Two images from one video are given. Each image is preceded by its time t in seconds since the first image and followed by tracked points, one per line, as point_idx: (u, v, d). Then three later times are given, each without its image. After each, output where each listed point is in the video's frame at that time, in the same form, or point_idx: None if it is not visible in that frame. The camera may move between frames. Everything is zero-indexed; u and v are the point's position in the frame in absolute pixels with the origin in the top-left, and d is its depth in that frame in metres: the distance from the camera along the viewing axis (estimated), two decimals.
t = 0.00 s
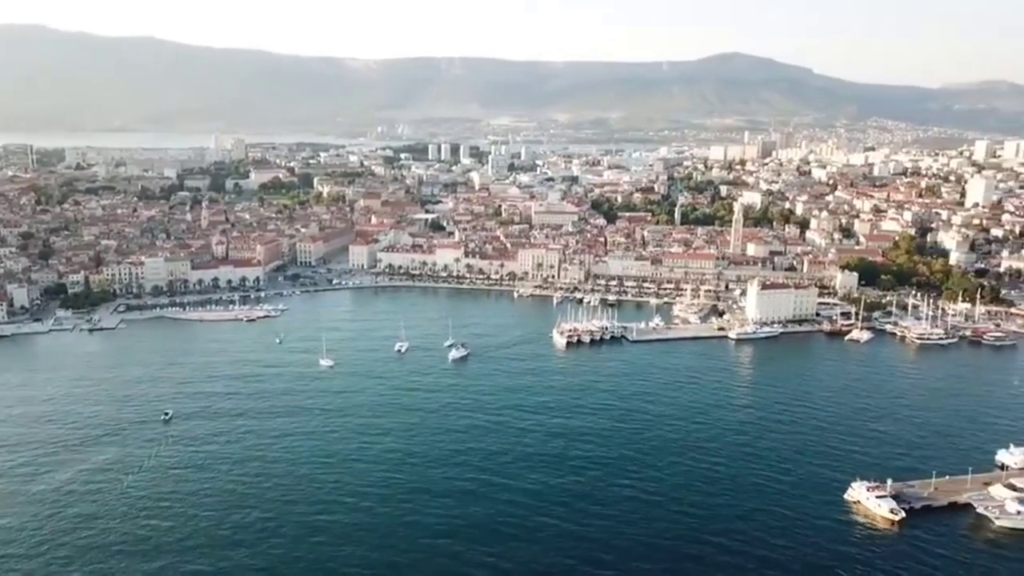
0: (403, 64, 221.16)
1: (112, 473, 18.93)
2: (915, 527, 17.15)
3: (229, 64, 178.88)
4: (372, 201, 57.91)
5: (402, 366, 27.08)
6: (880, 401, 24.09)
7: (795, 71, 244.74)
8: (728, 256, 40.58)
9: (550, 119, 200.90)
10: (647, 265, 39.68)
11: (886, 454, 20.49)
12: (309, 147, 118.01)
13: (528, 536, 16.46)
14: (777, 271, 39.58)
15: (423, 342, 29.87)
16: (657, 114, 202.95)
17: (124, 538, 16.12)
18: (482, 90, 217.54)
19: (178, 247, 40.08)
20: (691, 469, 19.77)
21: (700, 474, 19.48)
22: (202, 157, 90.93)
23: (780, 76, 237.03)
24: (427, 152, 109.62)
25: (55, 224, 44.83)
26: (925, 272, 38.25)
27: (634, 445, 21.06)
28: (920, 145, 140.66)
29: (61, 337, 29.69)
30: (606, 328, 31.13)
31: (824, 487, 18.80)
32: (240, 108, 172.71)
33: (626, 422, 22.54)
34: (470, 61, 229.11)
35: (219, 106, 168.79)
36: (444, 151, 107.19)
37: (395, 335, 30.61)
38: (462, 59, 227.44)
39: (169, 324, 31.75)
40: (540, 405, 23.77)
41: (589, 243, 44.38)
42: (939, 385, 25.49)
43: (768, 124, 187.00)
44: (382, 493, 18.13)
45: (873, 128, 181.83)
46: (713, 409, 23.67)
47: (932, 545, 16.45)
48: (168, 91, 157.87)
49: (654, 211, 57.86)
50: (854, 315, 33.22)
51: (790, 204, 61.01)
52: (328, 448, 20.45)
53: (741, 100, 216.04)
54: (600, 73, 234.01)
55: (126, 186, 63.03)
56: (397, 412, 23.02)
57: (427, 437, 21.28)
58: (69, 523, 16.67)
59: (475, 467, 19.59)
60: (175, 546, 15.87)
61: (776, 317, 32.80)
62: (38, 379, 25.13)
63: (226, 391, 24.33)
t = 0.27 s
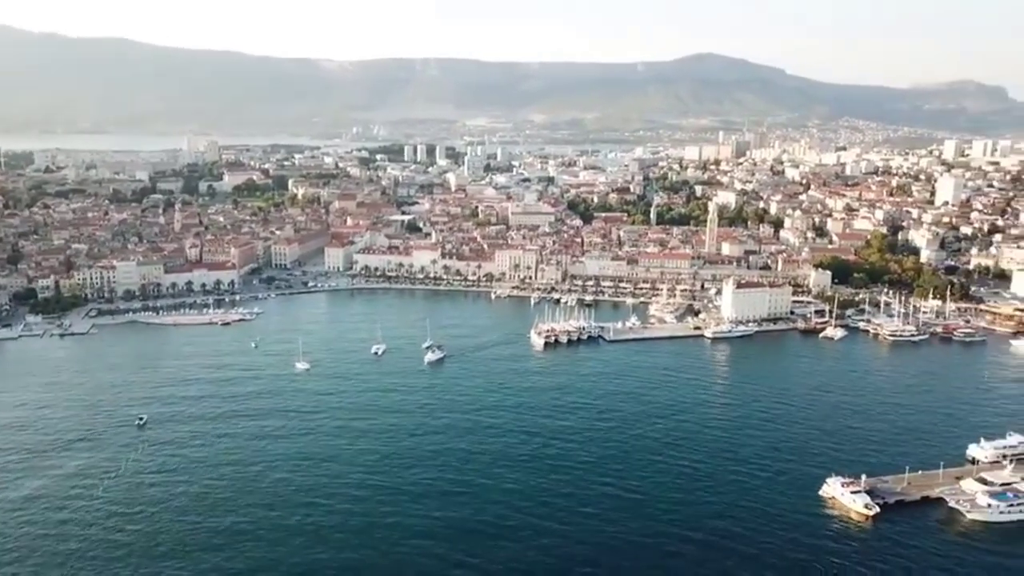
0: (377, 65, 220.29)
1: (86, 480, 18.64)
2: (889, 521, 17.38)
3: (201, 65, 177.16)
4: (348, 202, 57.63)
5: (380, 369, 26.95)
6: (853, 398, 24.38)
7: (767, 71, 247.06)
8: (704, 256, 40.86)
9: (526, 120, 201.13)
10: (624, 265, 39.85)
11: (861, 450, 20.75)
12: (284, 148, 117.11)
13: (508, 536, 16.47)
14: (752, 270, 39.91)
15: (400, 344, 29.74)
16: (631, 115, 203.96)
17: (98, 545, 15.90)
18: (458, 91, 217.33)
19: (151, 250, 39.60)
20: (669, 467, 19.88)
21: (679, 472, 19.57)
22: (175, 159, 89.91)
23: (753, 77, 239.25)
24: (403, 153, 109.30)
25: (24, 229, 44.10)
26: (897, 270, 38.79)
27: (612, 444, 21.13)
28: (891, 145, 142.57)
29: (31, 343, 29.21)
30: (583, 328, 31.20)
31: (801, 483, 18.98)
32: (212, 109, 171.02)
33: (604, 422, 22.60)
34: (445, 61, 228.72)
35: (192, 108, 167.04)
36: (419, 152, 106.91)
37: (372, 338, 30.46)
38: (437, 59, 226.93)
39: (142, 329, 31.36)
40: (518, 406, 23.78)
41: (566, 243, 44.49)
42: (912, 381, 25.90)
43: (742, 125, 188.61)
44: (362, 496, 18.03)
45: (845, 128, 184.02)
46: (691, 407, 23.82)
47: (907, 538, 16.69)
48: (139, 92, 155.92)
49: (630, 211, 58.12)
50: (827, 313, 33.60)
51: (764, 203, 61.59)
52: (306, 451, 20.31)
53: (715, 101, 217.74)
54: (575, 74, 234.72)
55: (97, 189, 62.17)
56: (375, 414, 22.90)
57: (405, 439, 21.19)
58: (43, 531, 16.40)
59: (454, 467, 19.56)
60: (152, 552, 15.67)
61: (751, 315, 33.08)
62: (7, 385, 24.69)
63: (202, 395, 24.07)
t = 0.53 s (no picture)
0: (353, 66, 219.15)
1: (60, 486, 18.38)
2: (864, 516, 17.57)
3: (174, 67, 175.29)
4: (324, 204, 57.27)
5: (358, 371, 26.82)
6: (829, 395, 24.63)
7: (741, 72, 249.11)
8: (680, 256, 41.10)
9: (502, 121, 201.09)
10: (601, 265, 39.98)
11: (836, 446, 20.95)
12: (259, 150, 116.17)
13: (487, 536, 16.45)
14: (728, 269, 40.20)
15: (378, 346, 29.59)
16: (607, 115, 204.69)
17: (74, 551, 15.69)
18: (434, 92, 216.87)
19: (124, 254, 39.07)
20: (647, 465, 19.98)
21: (657, 470, 19.66)
22: (147, 161, 88.83)
23: (727, 77, 241.15)
24: (379, 154, 108.81)
25: None
26: (870, 268, 39.25)
27: (591, 443, 21.19)
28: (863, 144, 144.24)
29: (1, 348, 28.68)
30: (561, 328, 31.25)
31: (778, 480, 19.16)
32: (185, 111, 169.11)
33: (583, 421, 22.65)
34: (421, 62, 228.06)
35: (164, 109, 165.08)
36: (396, 153, 106.53)
37: (349, 340, 30.28)
38: (413, 60, 226.34)
39: (115, 333, 30.93)
40: (497, 407, 23.78)
41: (543, 243, 44.54)
42: (885, 377, 26.22)
43: (717, 125, 189.98)
44: (340, 499, 17.92)
45: (818, 128, 185.95)
46: (668, 406, 23.95)
47: (881, 533, 16.88)
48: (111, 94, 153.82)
49: (607, 211, 58.30)
50: (802, 311, 33.94)
51: (739, 203, 62.08)
52: (282, 455, 20.14)
53: (690, 101, 219.13)
54: (551, 75, 235.09)
55: (68, 192, 61.25)
56: (353, 417, 22.75)
57: (383, 441, 21.09)
58: (17, 537, 16.15)
59: (432, 469, 19.50)
60: (128, 557, 15.49)
61: (727, 314, 33.33)
62: None
63: (178, 400, 23.80)
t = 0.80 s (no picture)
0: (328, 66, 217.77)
1: (33, 492, 18.08)
2: (840, 512, 17.75)
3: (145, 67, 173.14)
4: (299, 206, 56.86)
5: (336, 374, 26.64)
6: (806, 393, 24.86)
7: (716, 72, 250.98)
8: (657, 255, 41.31)
9: (479, 121, 200.98)
10: (578, 266, 40.07)
11: (812, 443, 21.16)
12: (233, 151, 115.09)
13: (467, 537, 16.41)
14: (705, 268, 40.46)
15: (355, 349, 29.41)
16: (584, 116, 205.27)
17: (48, 558, 15.45)
18: (410, 92, 216.18)
19: (96, 257, 38.52)
20: (626, 463, 20.06)
21: (636, 469, 19.73)
22: (119, 163, 87.60)
23: (702, 78, 242.86)
24: (355, 154, 108.26)
25: None
26: (844, 266, 39.70)
27: (570, 442, 21.24)
28: (835, 143, 145.90)
29: None
30: (539, 328, 31.26)
31: (755, 476, 19.33)
32: (158, 112, 167.12)
33: (562, 421, 22.69)
34: (396, 63, 227.18)
35: (136, 111, 162.98)
36: (372, 154, 106.04)
37: (327, 343, 30.06)
38: (388, 61, 225.41)
39: (88, 338, 30.48)
40: (476, 408, 23.75)
41: (521, 244, 44.58)
42: (859, 374, 26.55)
43: (693, 125, 191.17)
44: (318, 502, 17.80)
45: (792, 128, 187.70)
46: (647, 404, 24.04)
47: (857, 528, 17.06)
48: (81, 95, 151.60)
49: (584, 212, 58.45)
50: (778, 309, 34.25)
51: (714, 202, 62.54)
52: (260, 459, 19.97)
53: (665, 102, 220.37)
54: (528, 75, 235.30)
55: (38, 195, 60.27)
56: (330, 420, 22.61)
57: (361, 444, 20.97)
58: None
59: (411, 471, 19.43)
60: (104, 564, 15.27)
61: (704, 313, 33.55)
62: None
63: (153, 404, 23.49)
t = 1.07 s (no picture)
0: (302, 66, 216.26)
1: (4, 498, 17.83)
2: (816, 508, 17.93)
3: (115, 67, 170.86)
4: (275, 207, 56.40)
5: (313, 376, 26.49)
6: (781, 390, 25.09)
7: (690, 72, 252.65)
8: (633, 255, 41.50)
9: (454, 121, 200.72)
10: (556, 266, 40.13)
11: (788, 439, 21.34)
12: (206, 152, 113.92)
13: (446, 538, 16.41)
14: (681, 267, 40.70)
15: (332, 351, 29.24)
16: (560, 116, 205.66)
17: (20, 564, 15.26)
18: (385, 93, 215.30)
19: (67, 260, 37.97)
20: (605, 462, 20.14)
21: (615, 468, 19.79)
22: (90, 165, 86.37)
23: (676, 78, 244.46)
24: (331, 156, 107.68)
25: None
26: (818, 265, 40.12)
27: (549, 442, 21.28)
28: (808, 142, 147.42)
29: None
30: (517, 328, 31.27)
31: (732, 473, 19.49)
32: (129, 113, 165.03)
33: (541, 421, 22.72)
34: (371, 63, 226.13)
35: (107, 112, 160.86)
36: (348, 155, 105.46)
37: (303, 345, 29.85)
38: (363, 61, 224.35)
39: (59, 343, 30.04)
40: (455, 408, 23.72)
41: (498, 244, 44.59)
42: (833, 371, 26.85)
43: (668, 125, 192.25)
44: (296, 506, 17.66)
45: (765, 127, 189.41)
46: (625, 403, 24.15)
47: (834, 523, 17.23)
48: (50, 96, 149.30)
49: (561, 212, 58.57)
50: (753, 308, 34.54)
51: (690, 201, 62.94)
52: (237, 464, 19.77)
53: (641, 102, 221.46)
54: (504, 75, 235.31)
55: (6, 198, 59.29)
56: (308, 424, 22.43)
57: (339, 447, 20.83)
58: None
59: (389, 474, 19.33)
60: (78, 570, 15.10)
61: (681, 311, 33.75)
62: None
63: (127, 409, 23.22)
